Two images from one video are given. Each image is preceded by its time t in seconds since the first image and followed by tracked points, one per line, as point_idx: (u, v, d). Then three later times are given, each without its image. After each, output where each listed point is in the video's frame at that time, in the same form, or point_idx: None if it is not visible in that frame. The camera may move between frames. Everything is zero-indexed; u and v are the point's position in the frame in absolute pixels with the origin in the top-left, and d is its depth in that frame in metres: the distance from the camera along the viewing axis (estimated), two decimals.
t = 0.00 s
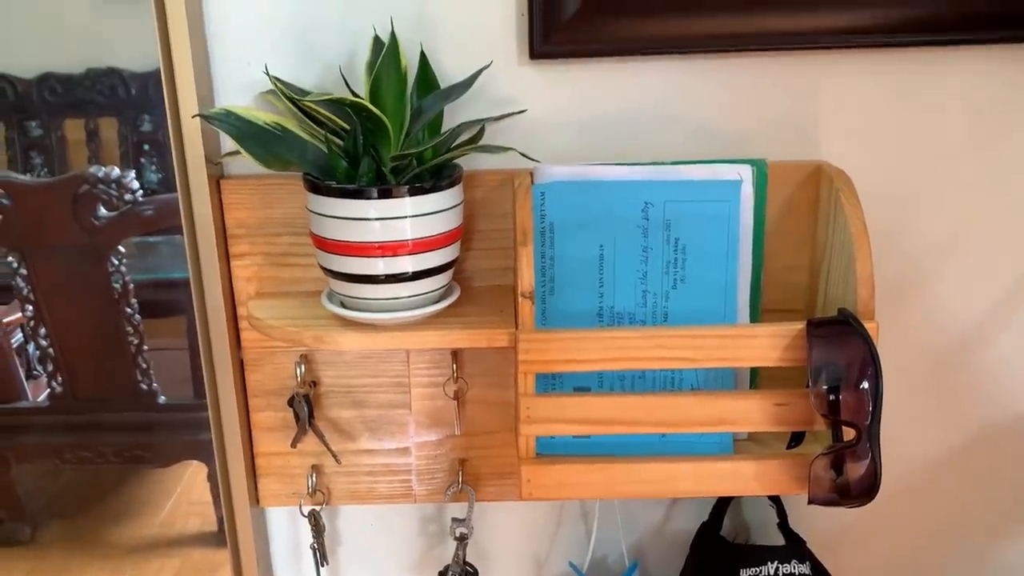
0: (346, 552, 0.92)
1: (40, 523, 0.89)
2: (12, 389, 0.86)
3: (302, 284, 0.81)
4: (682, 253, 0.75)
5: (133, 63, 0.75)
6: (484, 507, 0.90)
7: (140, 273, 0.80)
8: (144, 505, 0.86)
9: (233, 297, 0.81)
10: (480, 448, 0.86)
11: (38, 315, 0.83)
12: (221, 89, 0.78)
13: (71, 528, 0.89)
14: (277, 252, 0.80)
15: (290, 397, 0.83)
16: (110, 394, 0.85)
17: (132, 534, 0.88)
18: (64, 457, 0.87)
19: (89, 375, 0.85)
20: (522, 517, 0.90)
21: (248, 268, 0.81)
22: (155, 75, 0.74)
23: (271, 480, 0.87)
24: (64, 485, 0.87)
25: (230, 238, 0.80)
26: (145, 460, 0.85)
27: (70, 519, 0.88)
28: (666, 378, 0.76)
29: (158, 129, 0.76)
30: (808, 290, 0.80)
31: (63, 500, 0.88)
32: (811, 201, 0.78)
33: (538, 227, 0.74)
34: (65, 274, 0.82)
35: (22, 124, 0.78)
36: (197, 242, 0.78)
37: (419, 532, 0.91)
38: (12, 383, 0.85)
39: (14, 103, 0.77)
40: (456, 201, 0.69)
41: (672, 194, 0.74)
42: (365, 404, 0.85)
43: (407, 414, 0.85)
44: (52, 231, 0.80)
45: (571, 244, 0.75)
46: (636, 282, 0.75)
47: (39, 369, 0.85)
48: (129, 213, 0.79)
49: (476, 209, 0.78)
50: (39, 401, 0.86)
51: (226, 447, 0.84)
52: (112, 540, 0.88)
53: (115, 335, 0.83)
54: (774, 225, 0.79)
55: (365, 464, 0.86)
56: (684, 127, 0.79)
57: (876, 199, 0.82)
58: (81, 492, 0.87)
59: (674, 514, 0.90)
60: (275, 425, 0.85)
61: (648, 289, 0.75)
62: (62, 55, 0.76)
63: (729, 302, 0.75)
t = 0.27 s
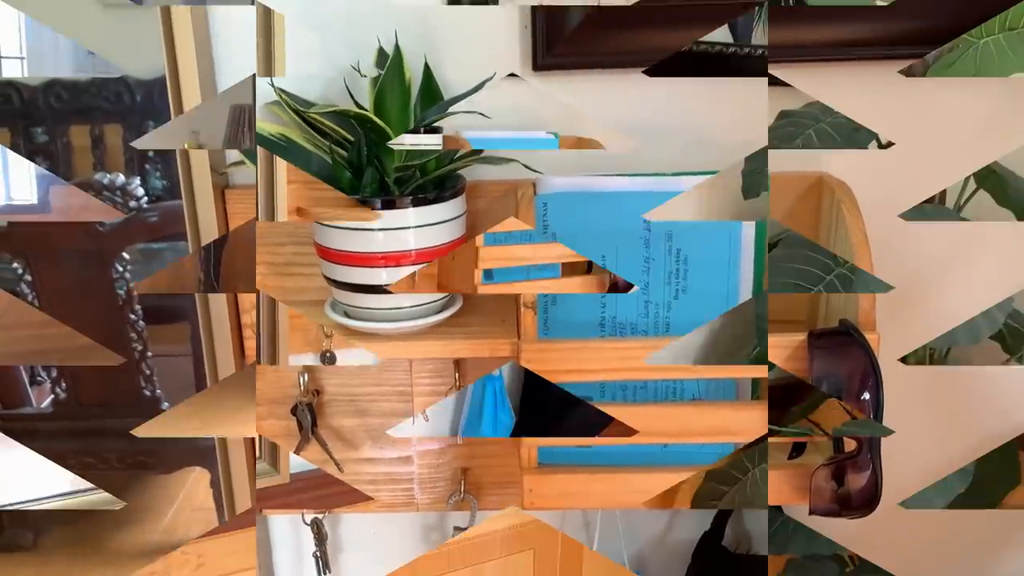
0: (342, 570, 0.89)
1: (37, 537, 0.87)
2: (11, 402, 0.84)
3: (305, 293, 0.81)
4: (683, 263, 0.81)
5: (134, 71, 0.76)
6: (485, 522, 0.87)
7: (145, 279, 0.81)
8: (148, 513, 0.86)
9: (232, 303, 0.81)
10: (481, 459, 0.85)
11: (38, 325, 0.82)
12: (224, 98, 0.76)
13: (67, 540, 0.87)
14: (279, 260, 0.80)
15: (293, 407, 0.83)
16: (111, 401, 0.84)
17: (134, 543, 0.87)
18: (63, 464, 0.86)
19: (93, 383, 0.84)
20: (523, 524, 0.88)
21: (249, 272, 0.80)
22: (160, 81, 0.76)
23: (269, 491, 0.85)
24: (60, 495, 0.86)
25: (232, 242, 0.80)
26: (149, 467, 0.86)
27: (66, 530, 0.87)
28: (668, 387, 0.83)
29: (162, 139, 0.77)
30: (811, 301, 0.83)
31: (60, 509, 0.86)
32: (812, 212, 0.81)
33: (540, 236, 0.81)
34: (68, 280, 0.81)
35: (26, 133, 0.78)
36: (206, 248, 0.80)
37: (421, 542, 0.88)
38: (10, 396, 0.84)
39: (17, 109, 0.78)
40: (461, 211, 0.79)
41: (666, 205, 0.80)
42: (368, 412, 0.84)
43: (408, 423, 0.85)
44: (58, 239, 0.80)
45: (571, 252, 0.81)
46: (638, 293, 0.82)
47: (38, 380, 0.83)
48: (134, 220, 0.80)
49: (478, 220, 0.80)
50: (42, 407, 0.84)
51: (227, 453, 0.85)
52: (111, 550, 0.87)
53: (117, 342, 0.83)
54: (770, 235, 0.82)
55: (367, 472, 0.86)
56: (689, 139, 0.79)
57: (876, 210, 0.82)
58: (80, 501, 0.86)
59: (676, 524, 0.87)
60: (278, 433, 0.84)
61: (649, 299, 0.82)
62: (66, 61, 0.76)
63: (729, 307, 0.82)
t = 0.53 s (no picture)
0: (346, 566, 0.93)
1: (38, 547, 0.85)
2: (8, 411, 0.81)
3: (309, 298, 0.81)
4: (684, 270, 0.84)
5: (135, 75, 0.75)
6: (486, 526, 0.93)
7: (147, 281, 0.80)
8: (151, 518, 0.86)
9: (228, 306, 0.82)
10: (483, 459, 0.87)
11: (39, 326, 0.80)
12: (225, 96, 0.76)
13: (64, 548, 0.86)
14: (279, 259, 0.80)
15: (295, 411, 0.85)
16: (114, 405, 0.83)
17: (137, 547, 0.87)
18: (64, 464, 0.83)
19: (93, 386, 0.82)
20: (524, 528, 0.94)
21: (249, 275, 0.81)
22: (164, 86, 0.76)
23: (270, 489, 0.88)
24: (62, 495, 0.84)
25: (232, 243, 0.80)
26: (154, 469, 0.85)
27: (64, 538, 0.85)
28: (669, 393, 0.87)
29: (160, 141, 0.77)
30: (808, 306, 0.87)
31: (63, 511, 0.84)
32: (814, 217, 0.85)
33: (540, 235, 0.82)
34: (71, 284, 0.80)
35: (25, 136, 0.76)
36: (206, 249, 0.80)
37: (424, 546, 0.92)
38: (7, 403, 0.81)
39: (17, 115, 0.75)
40: (462, 219, 0.80)
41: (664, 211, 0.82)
42: (370, 417, 0.85)
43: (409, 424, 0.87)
44: (59, 242, 0.79)
45: (571, 253, 0.82)
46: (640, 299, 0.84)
47: (36, 389, 0.82)
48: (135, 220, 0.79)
49: (478, 225, 0.80)
50: (47, 413, 0.82)
51: (229, 454, 0.86)
52: (111, 555, 0.87)
53: (121, 346, 0.82)
54: (770, 236, 0.85)
55: (369, 476, 0.88)
56: (687, 145, 0.81)
57: (875, 216, 0.88)
58: (82, 502, 0.84)
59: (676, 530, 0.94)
60: (283, 437, 0.85)
61: (651, 306, 0.84)
62: (66, 62, 0.75)
63: (730, 308, 0.85)
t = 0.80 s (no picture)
0: (345, 568, 0.93)
1: (26, 568, 0.76)
2: (5, 412, 0.73)
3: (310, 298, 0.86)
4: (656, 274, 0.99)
5: (136, 74, 0.73)
6: (487, 525, 1.02)
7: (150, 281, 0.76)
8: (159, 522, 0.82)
9: (230, 306, 0.81)
10: (484, 458, 0.97)
11: (42, 325, 0.74)
12: (225, 98, 0.77)
13: (40, 569, 0.77)
14: (279, 259, 0.82)
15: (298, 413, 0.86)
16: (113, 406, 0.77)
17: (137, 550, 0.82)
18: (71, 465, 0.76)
19: (93, 386, 0.75)
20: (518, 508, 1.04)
21: (250, 275, 0.82)
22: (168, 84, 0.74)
23: (272, 490, 0.87)
24: (66, 496, 0.76)
25: (233, 243, 0.81)
26: (153, 473, 0.80)
27: (58, 555, 0.77)
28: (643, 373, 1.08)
29: (162, 141, 0.75)
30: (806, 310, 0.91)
31: (67, 511, 0.77)
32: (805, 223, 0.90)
33: (539, 238, 0.88)
34: (52, 280, 0.73)
35: (22, 134, 0.70)
36: (207, 248, 0.79)
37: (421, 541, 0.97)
38: (6, 403, 0.73)
39: (17, 114, 0.70)
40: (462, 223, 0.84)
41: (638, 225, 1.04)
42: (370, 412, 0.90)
43: (416, 417, 0.96)
44: (58, 241, 0.73)
45: (567, 255, 0.90)
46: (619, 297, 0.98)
47: (37, 390, 0.74)
48: (136, 218, 0.75)
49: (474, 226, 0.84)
50: None
51: (231, 455, 0.83)
52: (94, 572, 0.80)
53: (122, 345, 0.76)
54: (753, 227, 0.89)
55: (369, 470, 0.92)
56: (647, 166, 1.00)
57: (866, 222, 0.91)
58: (88, 502, 0.78)
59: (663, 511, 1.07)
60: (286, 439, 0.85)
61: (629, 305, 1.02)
62: (67, 60, 0.71)
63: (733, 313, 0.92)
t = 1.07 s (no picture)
0: (346, 568, 0.93)
1: (27, 567, 0.75)
2: (5, 413, 0.73)
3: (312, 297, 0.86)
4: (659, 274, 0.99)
5: (136, 74, 0.73)
6: (488, 525, 1.02)
7: (149, 281, 0.77)
8: (160, 522, 0.81)
9: (230, 306, 0.81)
10: (484, 459, 0.96)
11: (41, 325, 0.74)
12: (224, 99, 0.78)
13: (41, 570, 0.76)
14: (279, 259, 0.82)
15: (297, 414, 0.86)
16: (112, 409, 0.77)
17: (135, 551, 0.80)
18: (73, 465, 0.76)
19: (92, 387, 0.76)
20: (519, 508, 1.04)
21: (250, 275, 0.82)
22: (167, 84, 0.75)
23: (272, 490, 0.86)
24: (66, 496, 0.76)
25: (233, 244, 0.81)
26: (153, 473, 0.80)
27: (59, 555, 0.77)
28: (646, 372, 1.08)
29: (161, 141, 0.76)
30: (810, 304, 0.91)
31: (67, 511, 0.76)
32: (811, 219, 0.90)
33: (539, 238, 0.91)
34: (55, 282, 0.74)
35: (23, 135, 0.71)
36: (206, 248, 0.79)
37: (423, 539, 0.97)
38: (5, 403, 0.73)
39: (20, 116, 0.71)
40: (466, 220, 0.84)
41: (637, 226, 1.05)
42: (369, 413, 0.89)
43: (416, 417, 0.96)
44: (60, 243, 0.73)
45: (567, 255, 0.89)
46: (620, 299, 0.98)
47: (37, 390, 0.74)
48: (136, 218, 0.76)
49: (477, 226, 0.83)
50: None
51: (230, 455, 0.84)
52: (93, 572, 0.79)
53: (123, 347, 0.77)
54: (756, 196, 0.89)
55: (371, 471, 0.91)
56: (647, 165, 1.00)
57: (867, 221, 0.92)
58: (88, 502, 0.77)
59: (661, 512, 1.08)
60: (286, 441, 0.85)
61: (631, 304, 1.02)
62: (68, 61, 0.71)
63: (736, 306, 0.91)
